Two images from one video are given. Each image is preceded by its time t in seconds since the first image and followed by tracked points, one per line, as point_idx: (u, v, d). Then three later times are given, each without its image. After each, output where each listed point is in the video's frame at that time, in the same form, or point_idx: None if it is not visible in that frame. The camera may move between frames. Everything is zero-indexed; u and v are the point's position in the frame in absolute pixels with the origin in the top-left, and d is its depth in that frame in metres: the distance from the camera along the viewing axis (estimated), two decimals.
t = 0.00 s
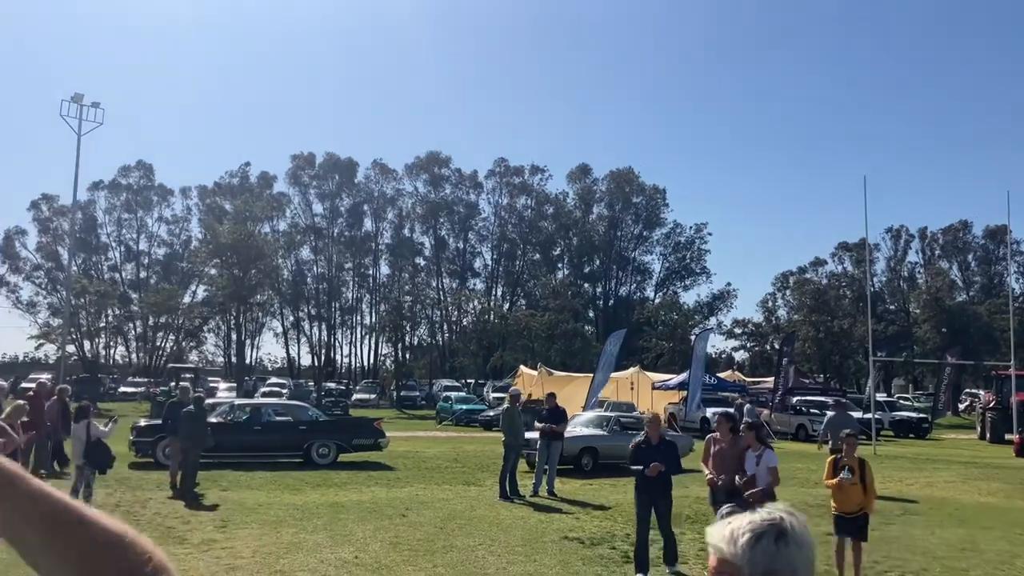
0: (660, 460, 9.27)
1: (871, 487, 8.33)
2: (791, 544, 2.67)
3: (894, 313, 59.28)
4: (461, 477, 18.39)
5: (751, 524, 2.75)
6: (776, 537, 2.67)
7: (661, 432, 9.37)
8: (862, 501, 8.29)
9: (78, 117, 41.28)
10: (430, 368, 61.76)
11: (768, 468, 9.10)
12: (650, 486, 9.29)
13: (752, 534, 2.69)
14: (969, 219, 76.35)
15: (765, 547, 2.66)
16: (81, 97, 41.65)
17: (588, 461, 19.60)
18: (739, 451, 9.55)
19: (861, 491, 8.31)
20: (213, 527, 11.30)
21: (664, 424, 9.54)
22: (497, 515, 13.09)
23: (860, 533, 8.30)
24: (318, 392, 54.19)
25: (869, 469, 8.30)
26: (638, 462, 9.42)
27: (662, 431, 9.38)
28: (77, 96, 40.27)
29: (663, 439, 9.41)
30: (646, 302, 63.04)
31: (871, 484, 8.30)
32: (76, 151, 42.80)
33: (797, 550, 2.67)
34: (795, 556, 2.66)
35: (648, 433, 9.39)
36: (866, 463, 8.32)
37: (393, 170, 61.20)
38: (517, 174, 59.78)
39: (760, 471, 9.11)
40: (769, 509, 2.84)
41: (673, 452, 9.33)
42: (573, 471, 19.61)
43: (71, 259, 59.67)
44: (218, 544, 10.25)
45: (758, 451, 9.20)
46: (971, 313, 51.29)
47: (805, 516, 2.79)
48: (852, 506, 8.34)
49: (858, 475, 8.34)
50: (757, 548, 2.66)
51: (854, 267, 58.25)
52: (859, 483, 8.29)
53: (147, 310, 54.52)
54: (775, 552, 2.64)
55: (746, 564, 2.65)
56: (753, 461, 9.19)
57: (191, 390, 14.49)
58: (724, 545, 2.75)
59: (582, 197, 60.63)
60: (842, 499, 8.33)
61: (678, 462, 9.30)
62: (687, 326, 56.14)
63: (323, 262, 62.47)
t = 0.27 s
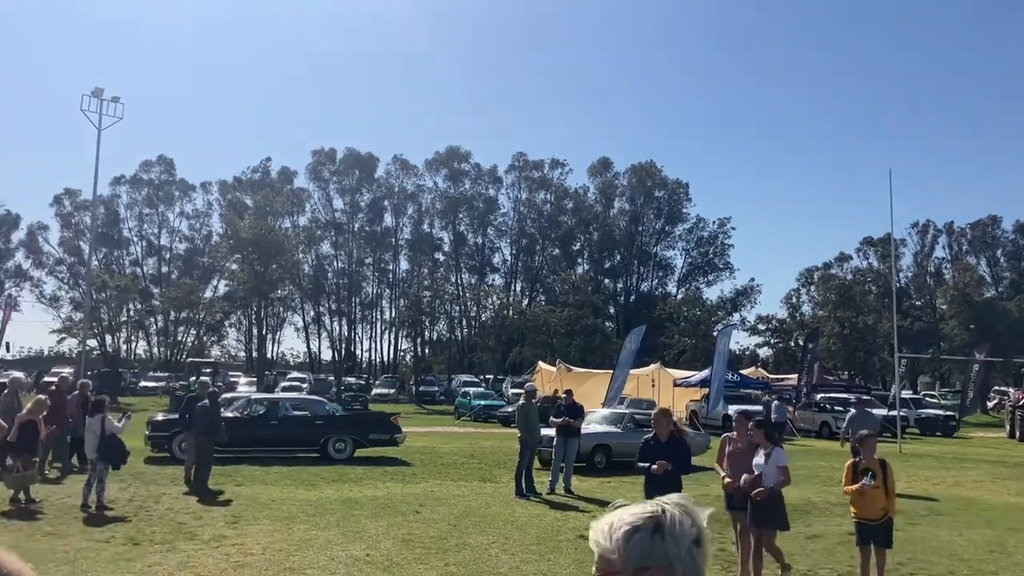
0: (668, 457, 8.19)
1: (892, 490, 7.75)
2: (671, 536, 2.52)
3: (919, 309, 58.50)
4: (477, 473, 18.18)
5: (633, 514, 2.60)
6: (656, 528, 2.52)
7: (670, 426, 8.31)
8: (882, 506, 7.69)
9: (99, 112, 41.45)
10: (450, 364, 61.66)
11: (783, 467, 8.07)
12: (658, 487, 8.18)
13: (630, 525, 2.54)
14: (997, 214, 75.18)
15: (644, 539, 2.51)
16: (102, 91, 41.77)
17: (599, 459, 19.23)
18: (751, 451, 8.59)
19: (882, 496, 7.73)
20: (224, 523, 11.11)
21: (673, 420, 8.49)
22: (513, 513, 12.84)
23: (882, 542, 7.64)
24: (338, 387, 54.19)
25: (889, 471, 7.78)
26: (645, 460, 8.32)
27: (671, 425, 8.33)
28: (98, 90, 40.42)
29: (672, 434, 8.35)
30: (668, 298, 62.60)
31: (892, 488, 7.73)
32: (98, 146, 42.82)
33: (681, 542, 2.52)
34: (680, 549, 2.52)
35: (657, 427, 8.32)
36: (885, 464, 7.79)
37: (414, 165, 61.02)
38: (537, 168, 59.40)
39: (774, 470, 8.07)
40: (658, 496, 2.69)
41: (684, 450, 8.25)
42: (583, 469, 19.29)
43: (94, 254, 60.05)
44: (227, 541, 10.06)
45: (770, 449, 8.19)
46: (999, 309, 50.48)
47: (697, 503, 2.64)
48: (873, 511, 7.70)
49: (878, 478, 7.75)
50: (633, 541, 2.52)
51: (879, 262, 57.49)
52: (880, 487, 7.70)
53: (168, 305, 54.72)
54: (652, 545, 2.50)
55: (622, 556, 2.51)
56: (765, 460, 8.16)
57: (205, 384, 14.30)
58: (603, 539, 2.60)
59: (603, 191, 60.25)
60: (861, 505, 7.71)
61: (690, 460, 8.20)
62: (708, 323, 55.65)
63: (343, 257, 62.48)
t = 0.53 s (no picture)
0: (678, 458, 7.98)
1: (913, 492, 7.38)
2: (578, 533, 2.60)
3: (943, 305, 57.79)
4: (494, 468, 18.08)
5: (547, 507, 2.69)
6: (564, 525, 2.61)
7: (681, 424, 8.12)
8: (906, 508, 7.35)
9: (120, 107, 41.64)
10: (469, 359, 61.62)
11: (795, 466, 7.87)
12: (670, 488, 7.96)
13: (540, 519, 2.63)
14: None
15: (551, 534, 2.60)
16: (123, 87, 41.92)
17: (613, 455, 19.06)
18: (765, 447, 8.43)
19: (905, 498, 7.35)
20: (238, 517, 11.07)
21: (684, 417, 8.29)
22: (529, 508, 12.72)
23: (903, 546, 7.30)
24: (357, 382, 54.24)
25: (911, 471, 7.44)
26: (655, 459, 8.11)
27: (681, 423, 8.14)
28: (118, 85, 40.63)
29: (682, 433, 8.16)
30: (688, 293, 62.20)
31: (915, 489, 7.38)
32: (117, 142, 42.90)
33: (587, 540, 2.60)
34: (587, 549, 2.60)
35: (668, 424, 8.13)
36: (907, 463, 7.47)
37: (434, 160, 60.91)
38: (556, 163, 59.10)
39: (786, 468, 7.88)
40: (576, 491, 2.78)
41: (696, 450, 8.05)
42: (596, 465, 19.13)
43: (116, 249, 60.42)
44: (240, 535, 10.00)
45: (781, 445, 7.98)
46: None
47: (614, 502, 2.71)
48: (895, 514, 7.33)
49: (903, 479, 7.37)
50: (539, 536, 2.61)
51: (902, 258, 56.82)
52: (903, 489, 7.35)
53: (189, 299, 54.96)
54: (557, 540, 2.59)
55: (530, 550, 2.61)
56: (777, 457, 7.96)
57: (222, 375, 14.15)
58: (514, 531, 2.70)
59: (623, 186, 59.94)
60: (883, 507, 7.35)
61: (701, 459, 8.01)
62: (729, 318, 55.20)
63: (362, 252, 62.52)
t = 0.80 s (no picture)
0: (691, 452, 7.76)
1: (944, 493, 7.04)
2: (505, 518, 2.51)
3: (964, 298, 57.16)
4: (509, 462, 17.89)
5: (475, 491, 2.58)
6: (491, 509, 2.52)
7: (694, 418, 7.90)
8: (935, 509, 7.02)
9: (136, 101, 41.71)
10: (485, 353, 61.52)
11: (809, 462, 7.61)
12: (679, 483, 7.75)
13: (466, 503, 2.53)
14: None
15: (476, 521, 2.51)
16: (139, 81, 41.93)
17: (625, 450, 18.85)
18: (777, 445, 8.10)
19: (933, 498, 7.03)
20: (249, 512, 10.93)
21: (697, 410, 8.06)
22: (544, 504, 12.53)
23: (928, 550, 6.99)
24: (373, 376, 54.22)
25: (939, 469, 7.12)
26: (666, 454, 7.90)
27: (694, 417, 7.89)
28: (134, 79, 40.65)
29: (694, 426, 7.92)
30: (706, 287, 61.79)
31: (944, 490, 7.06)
32: (133, 137, 42.89)
33: (514, 526, 2.50)
34: (513, 535, 2.51)
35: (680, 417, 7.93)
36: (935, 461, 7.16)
37: (450, 154, 60.73)
38: (572, 156, 58.80)
39: (801, 464, 7.61)
40: (508, 477, 2.67)
41: (709, 445, 7.81)
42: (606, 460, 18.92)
43: (134, 244, 60.64)
44: (251, 530, 9.86)
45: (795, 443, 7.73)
46: None
47: (545, 486, 2.61)
48: (923, 516, 7.02)
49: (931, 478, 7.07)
50: (466, 521, 2.51)
51: (922, 251, 56.18)
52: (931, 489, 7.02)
53: (206, 294, 55.08)
54: (483, 525, 2.50)
55: (455, 534, 2.51)
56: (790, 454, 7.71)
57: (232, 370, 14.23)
58: (441, 515, 2.60)
59: (640, 179, 59.60)
60: (908, 508, 7.06)
61: (714, 455, 7.76)
62: (747, 312, 54.75)
63: (378, 246, 62.48)
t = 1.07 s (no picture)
0: (698, 452, 7.59)
1: (970, 496, 6.79)
2: (405, 519, 2.48)
3: (982, 292, 56.59)
4: (522, 458, 17.74)
5: (381, 492, 2.55)
6: (393, 510, 2.49)
7: (700, 418, 7.72)
8: (960, 513, 6.76)
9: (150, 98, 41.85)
10: (499, 348, 61.41)
11: (818, 461, 7.16)
12: (688, 484, 7.53)
13: (368, 504, 2.50)
14: None
15: (377, 522, 2.48)
16: (153, 77, 42.01)
17: (635, 446, 18.71)
18: (780, 442, 7.67)
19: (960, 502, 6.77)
20: (258, 509, 10.85)
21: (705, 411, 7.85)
22: (556, 501, 12.39)
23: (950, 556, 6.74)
24: (387, 371, 54.18)
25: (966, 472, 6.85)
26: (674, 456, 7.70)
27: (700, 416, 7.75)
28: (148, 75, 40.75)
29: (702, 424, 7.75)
30: (721, 281, 61.41)
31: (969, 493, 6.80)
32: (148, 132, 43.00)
33: (415, 527, 2.48)
34: (414, 536, 2.48)
35: (687, 417, 7.76)
36: (959, 462, 6.87)
37: (464, 148, 60.58)
38: (586, 151, 58.51)
39: (810, 463, 7.17)
40: (415, 478, 2.65)
41: (714, 442, 7.62)
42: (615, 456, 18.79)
43: (149, 240, 60.83)
44: (260, 527, 9.76)
45: (803, 440, 7.30)
46: None
47: (451, 485, 2.60)
48: (948, 521, 6.75)
49: (954, 482, 6.82)
50: (367, 523, 2.48)
51: (940, 245, 55.58)
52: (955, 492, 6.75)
53: (221, 289, 55.20)
54: (384, 528, 2.47)
55: (355, 537, 2.49)
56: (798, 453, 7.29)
57: (241, 367, 14.22)
58: (343, 516, 2.57)
59: (655, 173, 59.27)
60: (931, 511, 6.80)
61: (721, 454, 7.58)
62: (762, 306, 54.36)
63: (392, 240, 62.45)
